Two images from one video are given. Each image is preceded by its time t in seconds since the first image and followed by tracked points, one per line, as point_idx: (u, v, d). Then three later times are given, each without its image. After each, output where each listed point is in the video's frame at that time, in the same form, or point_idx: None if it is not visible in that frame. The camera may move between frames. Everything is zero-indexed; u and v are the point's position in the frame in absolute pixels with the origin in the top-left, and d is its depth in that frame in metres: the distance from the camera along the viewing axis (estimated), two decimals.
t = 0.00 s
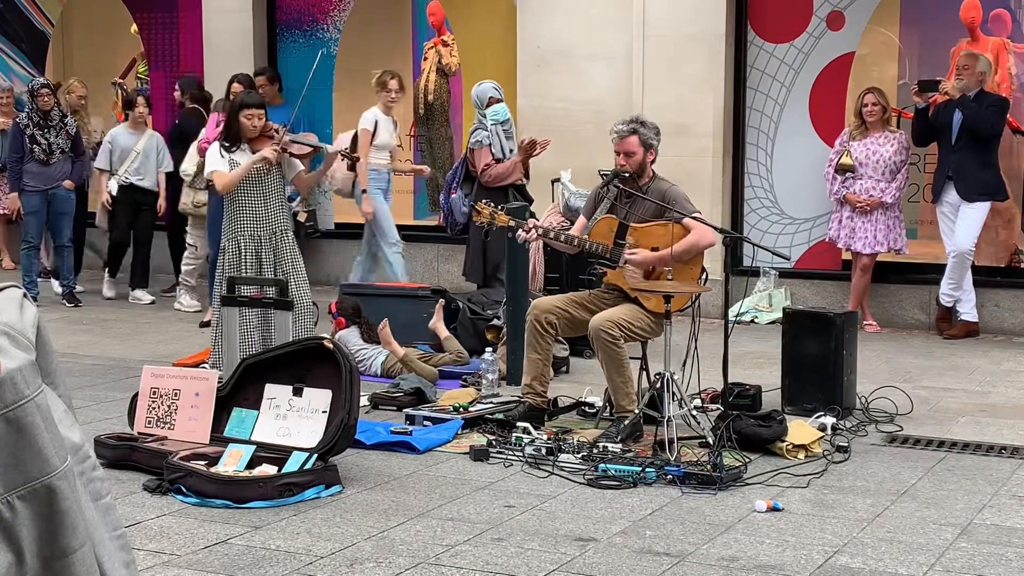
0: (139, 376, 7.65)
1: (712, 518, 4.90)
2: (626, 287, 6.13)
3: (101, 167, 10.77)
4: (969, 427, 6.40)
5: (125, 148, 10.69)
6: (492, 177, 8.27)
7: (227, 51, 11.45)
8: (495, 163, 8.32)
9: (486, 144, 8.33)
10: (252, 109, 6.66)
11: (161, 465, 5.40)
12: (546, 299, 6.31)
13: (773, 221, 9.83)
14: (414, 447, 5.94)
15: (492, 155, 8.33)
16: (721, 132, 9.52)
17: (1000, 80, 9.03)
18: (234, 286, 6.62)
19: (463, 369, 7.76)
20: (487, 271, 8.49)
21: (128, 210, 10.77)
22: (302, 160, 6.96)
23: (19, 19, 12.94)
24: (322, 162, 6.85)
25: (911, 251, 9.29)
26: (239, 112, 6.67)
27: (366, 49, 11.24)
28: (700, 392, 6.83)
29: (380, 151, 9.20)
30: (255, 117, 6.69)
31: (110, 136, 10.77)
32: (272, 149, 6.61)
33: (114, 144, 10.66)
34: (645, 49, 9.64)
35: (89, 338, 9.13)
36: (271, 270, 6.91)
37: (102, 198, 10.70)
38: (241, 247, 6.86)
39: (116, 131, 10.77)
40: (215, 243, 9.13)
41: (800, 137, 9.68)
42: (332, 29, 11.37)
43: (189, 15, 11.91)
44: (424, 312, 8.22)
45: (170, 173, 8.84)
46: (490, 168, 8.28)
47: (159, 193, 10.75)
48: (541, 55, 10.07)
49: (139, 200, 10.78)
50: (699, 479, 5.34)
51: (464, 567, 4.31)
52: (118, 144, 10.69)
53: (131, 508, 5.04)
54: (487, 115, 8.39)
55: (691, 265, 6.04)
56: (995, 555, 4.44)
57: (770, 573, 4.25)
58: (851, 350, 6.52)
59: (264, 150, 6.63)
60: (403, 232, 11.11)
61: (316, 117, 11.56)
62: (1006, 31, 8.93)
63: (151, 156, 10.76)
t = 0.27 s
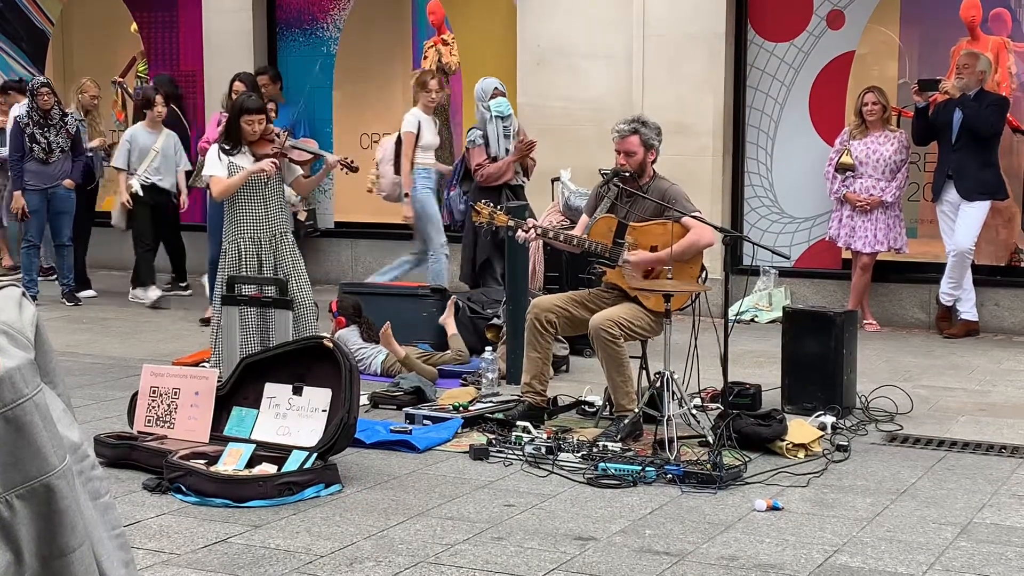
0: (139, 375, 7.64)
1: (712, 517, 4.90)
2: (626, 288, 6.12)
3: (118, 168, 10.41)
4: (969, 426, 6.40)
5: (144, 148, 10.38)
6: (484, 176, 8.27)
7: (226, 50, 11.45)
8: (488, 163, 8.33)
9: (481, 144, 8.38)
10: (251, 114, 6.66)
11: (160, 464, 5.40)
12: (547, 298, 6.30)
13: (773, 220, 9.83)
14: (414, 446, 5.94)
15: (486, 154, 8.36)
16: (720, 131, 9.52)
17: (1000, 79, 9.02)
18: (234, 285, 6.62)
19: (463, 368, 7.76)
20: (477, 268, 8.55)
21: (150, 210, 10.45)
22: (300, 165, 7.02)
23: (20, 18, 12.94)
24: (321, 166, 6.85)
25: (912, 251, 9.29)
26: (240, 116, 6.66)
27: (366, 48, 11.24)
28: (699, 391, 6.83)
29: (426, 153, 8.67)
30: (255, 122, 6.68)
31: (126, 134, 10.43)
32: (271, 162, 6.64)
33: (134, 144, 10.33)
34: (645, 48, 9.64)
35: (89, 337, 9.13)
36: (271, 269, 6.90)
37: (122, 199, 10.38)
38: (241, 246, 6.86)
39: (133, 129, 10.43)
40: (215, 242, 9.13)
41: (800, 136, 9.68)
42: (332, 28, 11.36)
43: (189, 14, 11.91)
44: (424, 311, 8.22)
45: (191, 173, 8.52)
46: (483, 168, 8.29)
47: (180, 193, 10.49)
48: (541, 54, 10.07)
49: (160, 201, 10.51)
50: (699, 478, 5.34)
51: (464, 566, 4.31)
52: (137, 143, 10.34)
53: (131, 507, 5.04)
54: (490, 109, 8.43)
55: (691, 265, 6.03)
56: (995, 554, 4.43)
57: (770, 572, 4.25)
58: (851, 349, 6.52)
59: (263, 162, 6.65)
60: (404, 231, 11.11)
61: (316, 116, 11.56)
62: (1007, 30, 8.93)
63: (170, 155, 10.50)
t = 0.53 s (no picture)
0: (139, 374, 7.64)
1: (711, 516, 4.90)
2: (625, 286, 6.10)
3: (141, 168, 10.23)
4: (969, 424, 6.40)
5: (167, 149, 10.22)
6: (473, 175, 8.34)
7: (226, 49, 11.44)
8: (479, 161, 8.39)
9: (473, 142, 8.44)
10: (249, 109, 6.65)
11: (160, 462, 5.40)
12: (546, 296, 6.30)
13: (773, 219, 9.83)
14: (414, 444, 5.94)
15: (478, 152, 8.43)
16: (720, 129, 9.51)
17: (1000, 77, 9.01)
18: (234, 283, 6.62)
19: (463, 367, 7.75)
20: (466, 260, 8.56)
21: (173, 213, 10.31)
22: (300, 160, 7.04)
23: (20, 17, 12.94)
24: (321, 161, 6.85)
25: (911, 249, 9.29)
26: (239, 111, 6.66)
27: (366, 46, 11.23)
28: (699, 389, 6.83)
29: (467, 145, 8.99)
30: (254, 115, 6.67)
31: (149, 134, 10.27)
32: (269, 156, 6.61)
33: (157, 144, 10.15)
34: (645, 47, 9.64)
35: (89, 335, 9.13)
36: (270, 268, 6.90)
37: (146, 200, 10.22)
38: (241, 245, 6.86)
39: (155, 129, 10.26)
40: (214, 240, 9.13)
41: (800, 135, 9.67)
42: (331, 26, 11.35)
43: (189, 13, 11.91)
44: (423, 308, 8.21)
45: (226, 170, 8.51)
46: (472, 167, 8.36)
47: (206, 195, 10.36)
48: (541, 52, 10.06)
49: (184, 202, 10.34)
50: (699, 476, 5.34)
51: (463, 565, 4.31)
52: (161, 143, 10.17)
53: (131, 505, 5.04)
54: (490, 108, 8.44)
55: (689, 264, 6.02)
56: (995, 553, 4.43)
57: (770, 571, 4.24)
58: (851, 347, 6.52)
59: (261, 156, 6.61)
60: (403, 229, 11.11)
61: (315, 114, 11.55)
62: (1006, 28, 8.92)
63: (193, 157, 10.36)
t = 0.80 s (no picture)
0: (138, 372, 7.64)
1: (711, 513, 4.90)
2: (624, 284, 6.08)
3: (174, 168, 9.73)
4: (968, 421, 6.40)
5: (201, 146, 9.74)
6: (468, 171, 8.44)
7: (225, 46, 11.43)
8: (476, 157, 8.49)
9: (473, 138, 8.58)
10: (245, 110, 6.65)
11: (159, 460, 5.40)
12: (546, 294, 6.30)
13: (772, 216, 9.82)
14: (413, 442, 5.94)
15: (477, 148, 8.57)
16: (720, 127, 9.51)
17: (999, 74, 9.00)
18: (233, 281, 6.62)
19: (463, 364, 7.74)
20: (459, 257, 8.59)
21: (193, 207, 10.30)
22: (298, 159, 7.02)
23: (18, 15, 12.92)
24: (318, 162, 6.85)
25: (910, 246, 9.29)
26: (236, 113, 6.66)
27: (365, 44, 11.23)
28: (699, 387, 6.83)
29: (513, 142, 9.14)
30: (250, 118, 6.67)
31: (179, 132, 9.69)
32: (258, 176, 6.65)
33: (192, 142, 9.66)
34: (645, 44, 9.63)
35: (88, 333, 9.12)
36: (269, 265, 6.90)
37: (176, 199, 9.85)
38: (241, 242, 6.86)
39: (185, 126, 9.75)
40: (214, 238, 9.14)
41: (800, 132, 9.67)
42: (330, 24, 11.35)
43: (188, 11, 11.91)
44: (423, 306, 8.21)
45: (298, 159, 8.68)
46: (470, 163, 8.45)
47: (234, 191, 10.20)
48: (540, 49, 10.06)
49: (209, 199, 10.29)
50: (698, 474, 5.34)
51: (463, 562, 4.31)
52: (194, 144, 9.68)
53: (130, 503, 5.04)
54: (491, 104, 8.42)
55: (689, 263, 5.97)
56: (995, 550, 4.43)
57: (770, 568, 4.24)
58: (851, 344, 6.51)
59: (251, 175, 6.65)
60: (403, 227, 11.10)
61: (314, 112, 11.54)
62: (1006, 25, 8.91)
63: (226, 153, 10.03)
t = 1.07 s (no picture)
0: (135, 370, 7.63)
1: (709, 511, 4.90)
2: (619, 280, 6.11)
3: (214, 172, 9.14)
4: (966, 418, 6.41)
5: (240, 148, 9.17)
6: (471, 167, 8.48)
7: (223, 45, 11.43)
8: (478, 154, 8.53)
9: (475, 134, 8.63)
10: (243, 104, 6.61)
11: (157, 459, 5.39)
12: (544, 292, 6.29)
13: (770, 214, 9.82)
14: (411, 440, 5.95)
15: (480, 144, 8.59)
16: (718, 124, 9.51)
17: (997, 72, 9.01)
18: (230, 280, 6.61)
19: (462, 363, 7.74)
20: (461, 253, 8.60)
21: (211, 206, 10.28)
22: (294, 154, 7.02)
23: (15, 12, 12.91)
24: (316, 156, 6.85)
25: (908, 244, 9.29)
26: (233, 107, 6.63)
27: (363, 42, 11.23)
28: (696, 385, 6.84)
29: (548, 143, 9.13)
30: (248, 112, 6.63)
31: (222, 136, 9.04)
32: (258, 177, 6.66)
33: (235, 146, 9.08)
34: (642, 42, 9.64)
35: (85, 332, 9.12)
36: (267, 263, 6.89)
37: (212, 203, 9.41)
38: (239, 241, 6.85)
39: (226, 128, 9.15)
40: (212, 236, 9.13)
41: (798, 130, 9.67)
42: (327, 22, 11.35)
43: (185, 9, 11.90)
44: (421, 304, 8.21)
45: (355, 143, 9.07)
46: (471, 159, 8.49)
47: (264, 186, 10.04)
48: (538, 47, 10.08)
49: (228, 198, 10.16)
50: (696, 472, 5.35)
51: (461, 560, 4.31)
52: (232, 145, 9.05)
53: (128, 502, 5.04)
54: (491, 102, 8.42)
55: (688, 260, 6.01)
56: (992, 547, 4.44)
57: (768, 566, 4.24)
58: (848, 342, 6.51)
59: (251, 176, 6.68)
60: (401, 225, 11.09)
61: (312, 110, 11.54)
62: (1003, 22, 8.92)
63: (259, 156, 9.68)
